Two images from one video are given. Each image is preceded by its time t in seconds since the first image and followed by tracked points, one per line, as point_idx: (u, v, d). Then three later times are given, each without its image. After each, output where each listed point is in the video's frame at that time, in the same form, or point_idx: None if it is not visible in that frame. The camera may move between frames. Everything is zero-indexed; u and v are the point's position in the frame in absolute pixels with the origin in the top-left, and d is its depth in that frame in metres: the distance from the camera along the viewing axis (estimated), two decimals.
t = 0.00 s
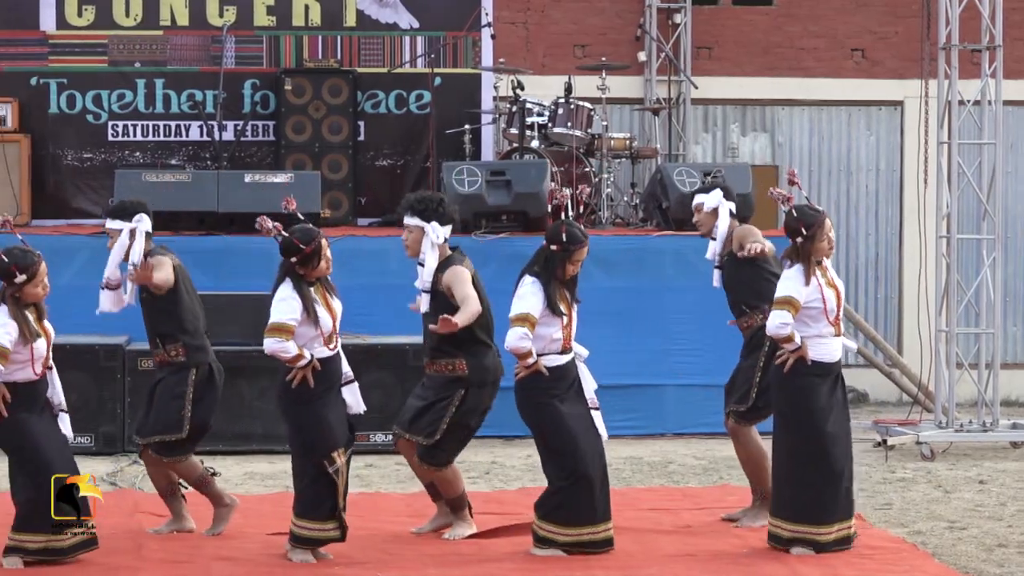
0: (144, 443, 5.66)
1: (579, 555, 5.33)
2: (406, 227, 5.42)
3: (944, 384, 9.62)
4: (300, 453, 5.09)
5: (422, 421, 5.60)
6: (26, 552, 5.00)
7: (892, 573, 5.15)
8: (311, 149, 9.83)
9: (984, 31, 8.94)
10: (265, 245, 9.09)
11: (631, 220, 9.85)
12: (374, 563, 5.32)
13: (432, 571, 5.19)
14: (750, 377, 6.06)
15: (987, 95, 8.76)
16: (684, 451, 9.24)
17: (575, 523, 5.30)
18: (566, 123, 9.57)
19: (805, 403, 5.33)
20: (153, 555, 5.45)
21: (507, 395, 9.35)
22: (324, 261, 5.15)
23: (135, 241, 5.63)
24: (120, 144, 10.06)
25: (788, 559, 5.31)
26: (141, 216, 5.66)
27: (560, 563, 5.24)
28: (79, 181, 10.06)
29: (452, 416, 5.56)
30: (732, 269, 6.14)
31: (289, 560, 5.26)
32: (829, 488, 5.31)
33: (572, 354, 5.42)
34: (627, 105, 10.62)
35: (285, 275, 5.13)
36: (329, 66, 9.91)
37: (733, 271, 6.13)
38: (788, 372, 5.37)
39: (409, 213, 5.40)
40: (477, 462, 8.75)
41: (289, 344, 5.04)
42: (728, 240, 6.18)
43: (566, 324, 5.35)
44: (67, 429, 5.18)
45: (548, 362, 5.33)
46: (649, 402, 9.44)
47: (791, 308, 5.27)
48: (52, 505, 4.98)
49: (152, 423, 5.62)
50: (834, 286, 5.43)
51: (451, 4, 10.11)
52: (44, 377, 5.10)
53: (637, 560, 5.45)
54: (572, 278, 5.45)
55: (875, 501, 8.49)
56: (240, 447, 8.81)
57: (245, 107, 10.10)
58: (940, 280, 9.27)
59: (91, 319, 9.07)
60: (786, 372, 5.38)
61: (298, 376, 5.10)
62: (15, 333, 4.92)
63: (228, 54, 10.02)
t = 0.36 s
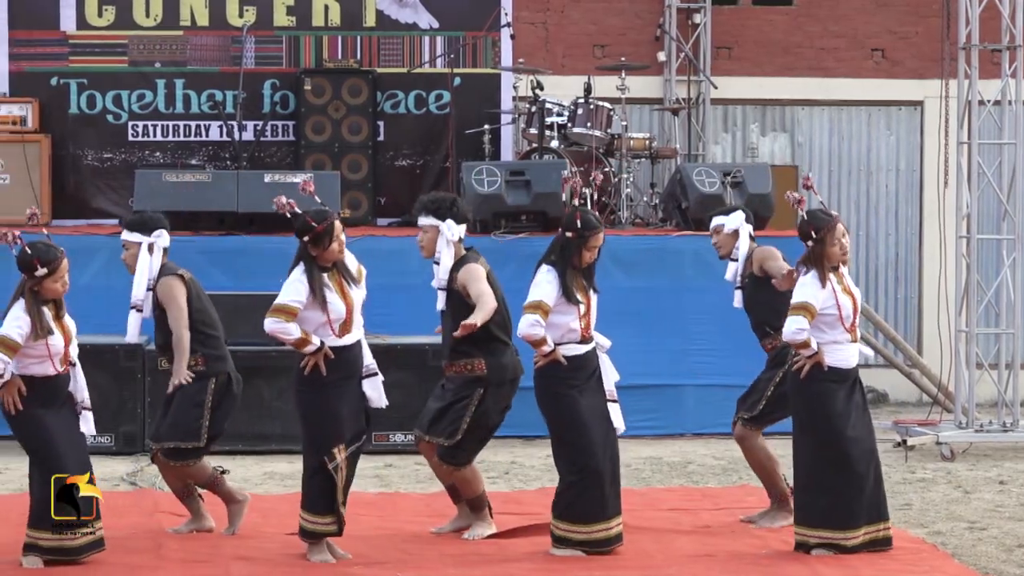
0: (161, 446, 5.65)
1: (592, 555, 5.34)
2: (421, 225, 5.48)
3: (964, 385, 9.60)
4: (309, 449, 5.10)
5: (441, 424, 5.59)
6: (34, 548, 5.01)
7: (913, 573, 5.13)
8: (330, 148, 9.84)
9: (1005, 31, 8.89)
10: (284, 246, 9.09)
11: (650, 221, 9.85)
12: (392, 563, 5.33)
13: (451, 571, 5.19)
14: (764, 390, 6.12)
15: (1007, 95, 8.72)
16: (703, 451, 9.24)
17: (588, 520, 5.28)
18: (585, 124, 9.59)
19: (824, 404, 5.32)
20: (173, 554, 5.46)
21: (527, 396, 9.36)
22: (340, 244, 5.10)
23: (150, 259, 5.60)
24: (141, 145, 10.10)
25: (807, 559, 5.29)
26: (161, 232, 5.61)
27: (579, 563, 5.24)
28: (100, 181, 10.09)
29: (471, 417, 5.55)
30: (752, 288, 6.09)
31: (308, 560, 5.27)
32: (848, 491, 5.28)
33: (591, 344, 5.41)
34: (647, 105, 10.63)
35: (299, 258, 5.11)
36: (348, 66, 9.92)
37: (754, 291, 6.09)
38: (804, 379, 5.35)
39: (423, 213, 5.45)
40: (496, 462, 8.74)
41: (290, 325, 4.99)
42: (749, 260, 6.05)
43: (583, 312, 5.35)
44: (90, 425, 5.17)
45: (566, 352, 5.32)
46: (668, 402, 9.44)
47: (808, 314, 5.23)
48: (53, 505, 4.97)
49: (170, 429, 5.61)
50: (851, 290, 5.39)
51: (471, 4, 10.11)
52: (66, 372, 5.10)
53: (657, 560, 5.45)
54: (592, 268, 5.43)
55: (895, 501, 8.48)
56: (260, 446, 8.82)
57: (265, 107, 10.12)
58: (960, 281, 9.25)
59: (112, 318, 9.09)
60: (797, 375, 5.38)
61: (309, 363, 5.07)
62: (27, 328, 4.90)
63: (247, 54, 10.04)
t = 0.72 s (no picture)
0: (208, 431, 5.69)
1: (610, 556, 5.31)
2: (464, 195, 5.52)
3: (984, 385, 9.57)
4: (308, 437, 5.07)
5: (485, 409, 5.66)
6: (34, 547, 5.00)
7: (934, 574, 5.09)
8: (349, 149, 9.85)
9: None
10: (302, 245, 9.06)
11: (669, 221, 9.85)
12: (410, 563, 5.31)
13: (469, 570, 5.17)
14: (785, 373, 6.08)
15: None
16: (721, 451, 9.22)
17: (588, 514, 5.26)
18: (604, 123, 9.60)
19: (832, 399, 5.27)
20: (193, 554, 5.45)
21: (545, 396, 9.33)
22: (353, 237, 5.05)
23: (183, 228, 5.56)
24: (160, 145, 10.12)
25: (826, 560, 5.27)
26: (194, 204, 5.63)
27: (598, 563, 5.21)
28: (119, 180, 10.12)
29: (515, 398, 5.66)
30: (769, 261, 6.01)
31: (325, 560, 5.25)
32: (850, 487, 5.25)
33: (609, 335, 5.29)
34: (665, 105, 10.65)
35: (314, 249, 5.11)
36: (367, 66, 9.94)
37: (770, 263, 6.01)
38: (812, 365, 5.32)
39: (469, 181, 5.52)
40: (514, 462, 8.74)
41: (280, 313, 4.99)
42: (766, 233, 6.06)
43: (595, 302, 5.22)
44: (104, 419, 5.06)
45: (578, 342, 5.23)
46: (686, 402, 9.42)
47: (803, 296, 5.19)
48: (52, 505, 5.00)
49: (212, 412, 5.65)
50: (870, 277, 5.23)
51: (490, 4, 10.13)
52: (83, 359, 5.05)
53: (677, 561, 5.42)
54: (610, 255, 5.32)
55: (914, 501, 8.43)
56: (278, 446, 8.82)
57: (284, 108, 10.15)
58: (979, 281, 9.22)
59: (130, 318, 9.11)
60: (810, 362, 5.32)
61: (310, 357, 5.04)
62: (20, 295, 4.94)
63: (266, 54, 10.08)
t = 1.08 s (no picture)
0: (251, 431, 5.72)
1: (628, 556, 5.29)
2: (495, 194, 5.62)
3: (1004, 385, 9.56)
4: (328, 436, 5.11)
5: (525, 407, 5.68)
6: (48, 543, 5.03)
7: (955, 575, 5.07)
8: (369, 149, 9.93)
9: None
10: (320, 245, 9.08)
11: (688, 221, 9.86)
12: (429, 562, 5.30)
13: (488, 571, 5.15)
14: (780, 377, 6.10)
15: None
16: (741, 451, 9.21)
17: (596, 513, 5.20)
18: (624, 124, 9.61)
19: (847, 398, 5.28)
20: (212, 554, 5.45)
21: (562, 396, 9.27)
22: (371, 234, 5.06)
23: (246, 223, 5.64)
24: (179, 145, 10.17)
25: (846, 560, 5.25)
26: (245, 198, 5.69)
27: (617, 564, 5.19)
28: (138, 181, 10.17)
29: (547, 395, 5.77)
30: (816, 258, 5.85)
31: (344, 560, 5.24)
32: (861, 486, 5.23)
33: (625, 335, 5.20)
34: (685, 105, 10.67)
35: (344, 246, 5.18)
36: (386, 67, 9.99)
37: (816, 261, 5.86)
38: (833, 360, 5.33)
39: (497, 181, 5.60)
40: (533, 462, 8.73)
41: (301, 302, 5.18)
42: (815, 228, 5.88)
43: (602, 297, 5.16)
44: (92, 424, 4.91)
45: (587, 339, 5.20)
46: (706, 402, 9.42)
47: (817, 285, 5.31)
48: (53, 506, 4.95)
49: (260, 413, 5.72)
50: (889, 278, 5.16)
51: (508, 4, 10.15)
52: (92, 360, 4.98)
53: (697, 562, 5.41)
54: (628, 249, 5.19)
55: (933, 501, 8.39)
56: (299, 446, 8.80)
57: (303, 107, 10.18)
58: (1000, 282, 9.19)
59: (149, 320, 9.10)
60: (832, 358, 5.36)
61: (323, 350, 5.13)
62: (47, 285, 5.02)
63: (286, 54, 10.13)
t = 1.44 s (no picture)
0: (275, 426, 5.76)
1: (642, 556, 5.27)
2: (525, 196, 5.60)
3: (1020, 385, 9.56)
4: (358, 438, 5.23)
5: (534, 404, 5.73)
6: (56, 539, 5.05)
7: None
8: (383, 149, 10.01)
9: None
10: (335, 246, 9.06)
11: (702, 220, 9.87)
12: (444, 562, 5.29)
13: (503, 571, 5.14)
14: (801, 373, 5.89)
15: None
16: (755, 452, 9.21)
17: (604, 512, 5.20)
18: (638, 124, 9.64)
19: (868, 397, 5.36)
20: (227, 554, 5.44)
21: (574, 396, 9.10)
22: (391, 234, 5.10)
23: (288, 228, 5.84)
24: (194, 145, 10.25)
25: (861, 561, 5.24)
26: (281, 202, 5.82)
27: (631, 564, 5.18)
28: (153, 181, 10.26)
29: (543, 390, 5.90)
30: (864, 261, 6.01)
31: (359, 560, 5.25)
32: (881, 483, 5.28)
33: (643, 337, 5.20)
34: (699, 105, 10.76)
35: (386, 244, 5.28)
36: (401, 67, 10.11)
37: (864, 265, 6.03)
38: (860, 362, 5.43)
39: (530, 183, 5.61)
40: (548, 464, 8.54)
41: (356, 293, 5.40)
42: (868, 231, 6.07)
43: (616, 294, 5.23)
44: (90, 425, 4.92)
45: (607, 336, 5.26)
46: (720, 402, 9.41)
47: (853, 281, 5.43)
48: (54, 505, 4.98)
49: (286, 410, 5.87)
50: (911, 279, 5.20)
51: (523, 4, 10.24)
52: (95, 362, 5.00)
53: (712, 562, 5.40)
54: (647, 248, 5.20)
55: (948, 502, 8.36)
56: (312, 446, 8.73)
57: (317, 107, 10.29)
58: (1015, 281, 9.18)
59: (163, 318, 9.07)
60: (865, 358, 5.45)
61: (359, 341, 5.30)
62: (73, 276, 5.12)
63: (300, 55, 10.22)
